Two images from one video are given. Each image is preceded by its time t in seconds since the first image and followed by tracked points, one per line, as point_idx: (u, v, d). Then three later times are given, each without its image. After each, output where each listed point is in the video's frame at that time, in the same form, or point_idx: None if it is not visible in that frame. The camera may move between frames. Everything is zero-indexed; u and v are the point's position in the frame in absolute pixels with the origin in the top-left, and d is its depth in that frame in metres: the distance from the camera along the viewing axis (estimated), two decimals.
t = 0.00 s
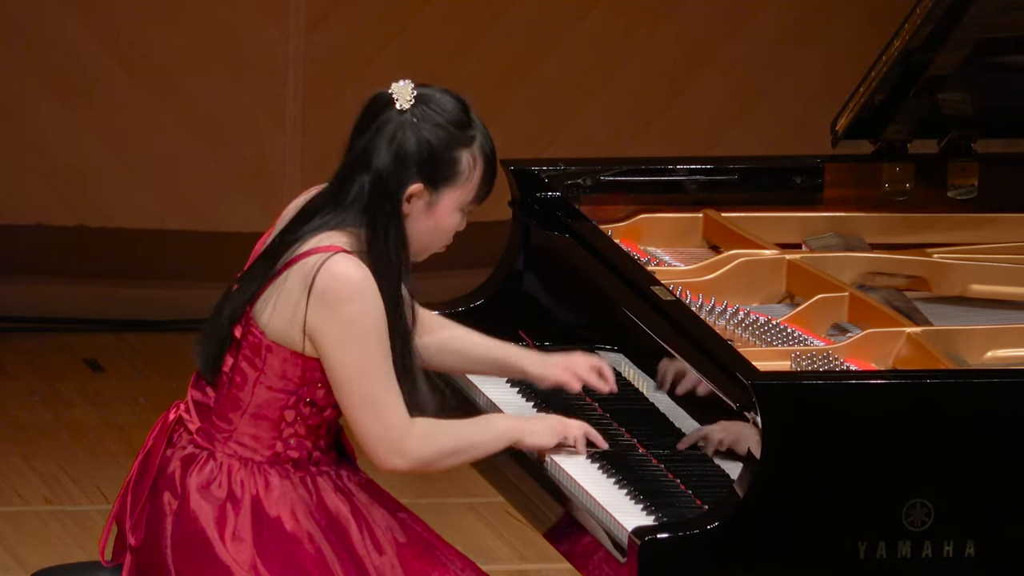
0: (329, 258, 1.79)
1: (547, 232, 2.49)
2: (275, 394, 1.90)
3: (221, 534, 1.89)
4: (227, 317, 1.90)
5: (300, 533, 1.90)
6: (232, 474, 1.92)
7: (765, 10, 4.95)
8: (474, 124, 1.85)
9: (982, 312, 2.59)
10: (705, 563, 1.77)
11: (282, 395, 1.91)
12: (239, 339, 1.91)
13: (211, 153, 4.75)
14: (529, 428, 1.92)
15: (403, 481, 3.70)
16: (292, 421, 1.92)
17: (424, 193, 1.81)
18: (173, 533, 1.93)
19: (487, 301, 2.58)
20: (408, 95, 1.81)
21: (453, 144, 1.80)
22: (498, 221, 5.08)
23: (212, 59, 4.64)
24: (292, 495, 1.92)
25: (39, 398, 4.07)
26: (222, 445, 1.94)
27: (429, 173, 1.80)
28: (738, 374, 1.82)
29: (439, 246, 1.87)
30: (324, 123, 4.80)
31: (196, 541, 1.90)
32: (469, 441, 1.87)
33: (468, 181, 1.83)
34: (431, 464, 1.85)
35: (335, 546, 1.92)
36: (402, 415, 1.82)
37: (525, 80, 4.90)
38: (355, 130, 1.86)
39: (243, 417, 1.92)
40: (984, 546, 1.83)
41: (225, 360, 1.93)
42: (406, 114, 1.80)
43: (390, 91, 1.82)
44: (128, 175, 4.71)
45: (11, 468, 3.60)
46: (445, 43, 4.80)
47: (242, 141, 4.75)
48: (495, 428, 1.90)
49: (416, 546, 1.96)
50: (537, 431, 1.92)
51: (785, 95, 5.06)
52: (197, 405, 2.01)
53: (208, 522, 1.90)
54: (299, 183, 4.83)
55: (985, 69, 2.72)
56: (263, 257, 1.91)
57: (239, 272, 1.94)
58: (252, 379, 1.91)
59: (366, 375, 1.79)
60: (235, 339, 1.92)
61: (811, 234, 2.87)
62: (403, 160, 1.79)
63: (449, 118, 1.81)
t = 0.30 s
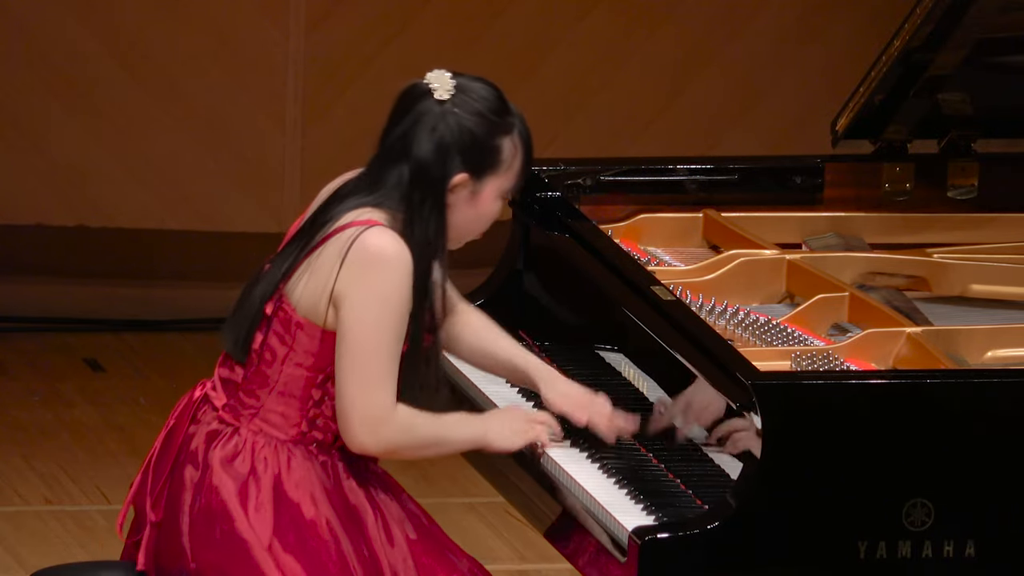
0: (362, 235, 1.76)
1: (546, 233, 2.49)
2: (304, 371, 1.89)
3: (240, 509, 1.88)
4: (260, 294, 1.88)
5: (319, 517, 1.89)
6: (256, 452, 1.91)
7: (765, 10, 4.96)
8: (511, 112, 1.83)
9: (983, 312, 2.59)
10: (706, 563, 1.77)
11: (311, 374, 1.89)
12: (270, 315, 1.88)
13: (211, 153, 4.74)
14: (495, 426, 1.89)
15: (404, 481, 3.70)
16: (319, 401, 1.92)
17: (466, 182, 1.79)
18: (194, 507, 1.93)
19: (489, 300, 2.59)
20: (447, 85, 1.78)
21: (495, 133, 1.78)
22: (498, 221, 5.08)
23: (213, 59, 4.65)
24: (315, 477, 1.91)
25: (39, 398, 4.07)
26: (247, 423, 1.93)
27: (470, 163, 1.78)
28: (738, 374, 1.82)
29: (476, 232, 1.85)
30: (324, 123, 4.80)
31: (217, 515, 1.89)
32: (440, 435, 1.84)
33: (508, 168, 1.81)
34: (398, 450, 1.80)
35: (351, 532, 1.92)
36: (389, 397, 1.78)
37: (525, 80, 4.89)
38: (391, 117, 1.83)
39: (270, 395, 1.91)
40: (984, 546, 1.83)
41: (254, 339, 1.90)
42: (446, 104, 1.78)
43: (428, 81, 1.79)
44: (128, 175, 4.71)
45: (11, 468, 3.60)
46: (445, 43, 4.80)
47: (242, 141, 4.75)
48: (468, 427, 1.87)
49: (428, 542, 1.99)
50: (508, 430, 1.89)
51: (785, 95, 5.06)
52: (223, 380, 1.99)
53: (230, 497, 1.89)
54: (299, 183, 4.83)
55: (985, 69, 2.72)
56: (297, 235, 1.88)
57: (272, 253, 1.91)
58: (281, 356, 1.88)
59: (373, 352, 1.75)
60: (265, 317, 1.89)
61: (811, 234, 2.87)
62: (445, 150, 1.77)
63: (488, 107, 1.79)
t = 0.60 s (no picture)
0: (376, 241, 1.78)
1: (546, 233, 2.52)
2: (302, 374, 1.90)
3: (237, 509, 1.89)
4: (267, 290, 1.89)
5: (315, 518, 1.90)
6: (251, 453, 1.92)
7: (765, 10, 4.95)
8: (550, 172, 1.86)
9: (983, 312, 2.58)
10: (705, 564, 1.77)
11: (308, 376, 1.90)
12: (272, 315, 1.89)
13: (211, 153, 4.75)
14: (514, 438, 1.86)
15: (404, 481, 3.70)
16: (316, 404, 1.92)
17: (492, 225, 1.81)
18: (188, 506, 1.93)
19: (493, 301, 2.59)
20: (503, 128, 1.81)
21: (533, 188, 1.81)
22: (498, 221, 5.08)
23: (213, 59, 4.65)
24: (311, 479, 1.92)
25: (39, 398, 4.07)
26: (242, 423, 1.94)
27: (502, 208, 1.80)
28: (738, 374, 1.82)
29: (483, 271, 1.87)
30: (324, 123, 4.80)
31: (212, 515, 1.89)
32: (448, 443, 1.83)
33: (533, 221, 1.84)
34: (408, 458, 1.81)
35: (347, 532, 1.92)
36: (396, 404, 1.79)
37: (526, 80, 4.89)
38: (438, 140, 1.86)
39: (267, 395, 1.92)
40: (984, 547, 1.83)
41: (255, 337, 1.91)
42: (498, 146, 1.81)
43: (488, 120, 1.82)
44: (128, 175, 4.71)
45: (11, 468, 3.60)
46: (445, 43, 4.80)
47: (242, 141, 4.75)
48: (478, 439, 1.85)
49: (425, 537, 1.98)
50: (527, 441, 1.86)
51: (785, 95, 5.05)
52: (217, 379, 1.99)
53: (226, 497, 1.89)
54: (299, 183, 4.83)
55: (985, 69, 2.72)
56: (311, 229, 1.90)
57: (279, 248, 1.93)
58: (280, 356, 1.90)
59: (380, 360, 1.77)
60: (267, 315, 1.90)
61: (811, 234, 2.87)
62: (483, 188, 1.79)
63: (534, 160, 1.82)
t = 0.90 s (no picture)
0: (341, 250, 1.78)
1: (546, 233, 2.48)
2: (284, 385, 1.90)
3: (229, 522, 1.89)
4: (238, 305, 1.89)
5: (309, 525, 1.89)
6: (239, 465, 1.92)
7: (765, 10, 4.95)
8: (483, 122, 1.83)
9: (982, 312, 2.59)
10: (705, 564, 1.77)
11: (290, 387, 1.90)
12: (249, 330, 1.89)
13: (211, 153, 4.74)
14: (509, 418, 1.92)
15: (404, 481, 3.70)
16: (299, 413, 1.93)
17: (423, 181, 1.79)
18: (179, 521, 1.92)
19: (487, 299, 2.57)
20: (419, 86, 1.81)
21: (458, 136, 1.79)
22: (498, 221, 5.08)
23: (213, 59, 4.64)
24: (301, 487, 1.92)
25: (39, 398, 4.07)
26: (228, 437, 1.94)
27: (430, 163, 1.78)
28: (738, 374, 1.82)
29: (441, 242, 1.84)
30: (324, 123, 4.79)
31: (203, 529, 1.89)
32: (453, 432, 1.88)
33: (470, 175, 1.81)
34: (418, 455, 1.85)
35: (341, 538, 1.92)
36: (397, 406, 1.82)
37: (526, 79, 4.89)
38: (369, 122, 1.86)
39: (251, 408, 1.92)
40: (984, 547, 1.83)
41: (232, 352, 1.91)
42: (416, 104, 1.80)
43: (405, 83, 1.82)
44: (128, 175, 4.71)
45: (11, 468, 3.60)
46: (445, 43, 4.80)
47: (242, 141, 4.75)
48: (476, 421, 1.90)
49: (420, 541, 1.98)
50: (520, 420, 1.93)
51: (785, 95, 5.06)
52: (201, 395, 1.99)
53: (216, 511, 1.89)
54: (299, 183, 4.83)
55: (985, 69, 2.72)
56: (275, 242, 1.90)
57: (247, 264, 1.93)
58: (260, 370, 1.90)
59: (368, 366, 1.78)
60: (244, 331, 1.90)
61: (811, 233, 2.87)
62: (406, 148, 1.78)
63: (458, 112, 1.80)
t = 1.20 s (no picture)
0: (326, 257, 1.76)
1: (546, 232, 2.49)
2: (269, 388, 1.89)
3: (217, 529, 1.88)
4: (229, 307, 1.89)
5: (296, 529, 1.89)
6: (229, 470, 1.91)
7: (765, 10, 4.95)
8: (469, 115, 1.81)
9: (982, 312, 2.59)
10: (705, 564, 1.77)
11: (276, 390, 1.89)
12: (236, 331, 1.90)
13: (211, 153, 4.75)
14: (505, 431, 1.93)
15: (404, 481, 3.70)
16: (286, 417, 1.91)
17: (417, 184, 1.78)
18: (170, 527, 1.92)
19: (487, 299, 2.56)
20: (400, 87, 1.77)
21: (446, 134, 1.77)
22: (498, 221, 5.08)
23: (212, 59, 4.64)
24: (288, 492, 1.91)
25: (39, 398, 4.07)
26: (218, 441, 1.93)
27: (420, 164, 1.77)
28: (738, 373, 1.82)
29: (436, 239, 1.84)
30: (324, 122, 4.79)
31: (194, 535, 1.89)
32: (449, 442, 1.87)
33: (461, 171, 1.80)
34: (412, 464, 1.84)
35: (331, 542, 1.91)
36: (391, 413, 1.81)
37: (526, 79, 4.89)
38: (352, 125, 1.84)
39: (238, 412, 1.91)
40: (984, 547, 1.83)
41: (220, 353, 1.92)
42: (398, 105, 1.77)
43: (383, 84, 1.79)
44: (128, 175, 4.71)
45: (11, 468, 3.60)
46: (445, 43, 4.80)
47: (242, 141, 4.75)
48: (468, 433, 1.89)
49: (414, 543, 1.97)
50: (511, 431, 1.93)
51: (785, 95, 5.06)
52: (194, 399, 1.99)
53: (205, 517, 1.89)
54: (299, 183, 4.83)
55: (985, 69, 2.72)
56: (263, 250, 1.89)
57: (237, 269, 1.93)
58: (246, 373, 1.89)
59: (360, 372, 1.77)
60: (232, 331, 1.91)
61: (811, 234, 2.87)
62: (393, 151, 1.76)
63: (442, 109, 1.78)
